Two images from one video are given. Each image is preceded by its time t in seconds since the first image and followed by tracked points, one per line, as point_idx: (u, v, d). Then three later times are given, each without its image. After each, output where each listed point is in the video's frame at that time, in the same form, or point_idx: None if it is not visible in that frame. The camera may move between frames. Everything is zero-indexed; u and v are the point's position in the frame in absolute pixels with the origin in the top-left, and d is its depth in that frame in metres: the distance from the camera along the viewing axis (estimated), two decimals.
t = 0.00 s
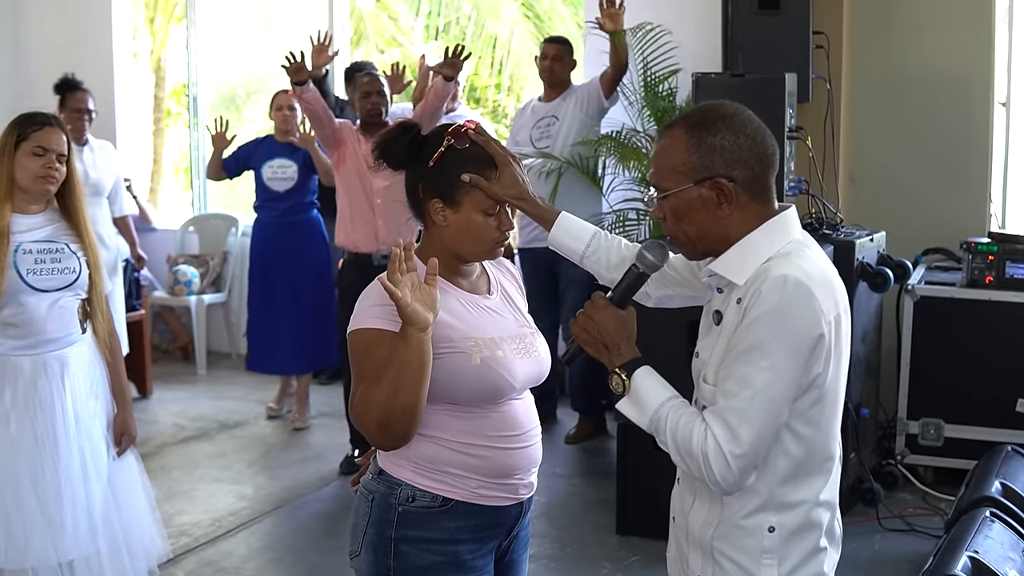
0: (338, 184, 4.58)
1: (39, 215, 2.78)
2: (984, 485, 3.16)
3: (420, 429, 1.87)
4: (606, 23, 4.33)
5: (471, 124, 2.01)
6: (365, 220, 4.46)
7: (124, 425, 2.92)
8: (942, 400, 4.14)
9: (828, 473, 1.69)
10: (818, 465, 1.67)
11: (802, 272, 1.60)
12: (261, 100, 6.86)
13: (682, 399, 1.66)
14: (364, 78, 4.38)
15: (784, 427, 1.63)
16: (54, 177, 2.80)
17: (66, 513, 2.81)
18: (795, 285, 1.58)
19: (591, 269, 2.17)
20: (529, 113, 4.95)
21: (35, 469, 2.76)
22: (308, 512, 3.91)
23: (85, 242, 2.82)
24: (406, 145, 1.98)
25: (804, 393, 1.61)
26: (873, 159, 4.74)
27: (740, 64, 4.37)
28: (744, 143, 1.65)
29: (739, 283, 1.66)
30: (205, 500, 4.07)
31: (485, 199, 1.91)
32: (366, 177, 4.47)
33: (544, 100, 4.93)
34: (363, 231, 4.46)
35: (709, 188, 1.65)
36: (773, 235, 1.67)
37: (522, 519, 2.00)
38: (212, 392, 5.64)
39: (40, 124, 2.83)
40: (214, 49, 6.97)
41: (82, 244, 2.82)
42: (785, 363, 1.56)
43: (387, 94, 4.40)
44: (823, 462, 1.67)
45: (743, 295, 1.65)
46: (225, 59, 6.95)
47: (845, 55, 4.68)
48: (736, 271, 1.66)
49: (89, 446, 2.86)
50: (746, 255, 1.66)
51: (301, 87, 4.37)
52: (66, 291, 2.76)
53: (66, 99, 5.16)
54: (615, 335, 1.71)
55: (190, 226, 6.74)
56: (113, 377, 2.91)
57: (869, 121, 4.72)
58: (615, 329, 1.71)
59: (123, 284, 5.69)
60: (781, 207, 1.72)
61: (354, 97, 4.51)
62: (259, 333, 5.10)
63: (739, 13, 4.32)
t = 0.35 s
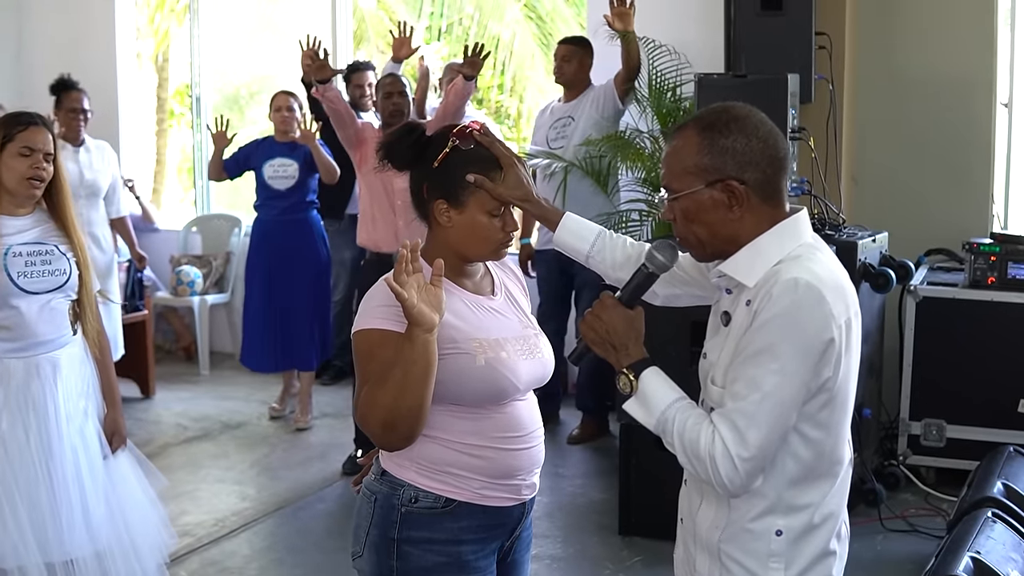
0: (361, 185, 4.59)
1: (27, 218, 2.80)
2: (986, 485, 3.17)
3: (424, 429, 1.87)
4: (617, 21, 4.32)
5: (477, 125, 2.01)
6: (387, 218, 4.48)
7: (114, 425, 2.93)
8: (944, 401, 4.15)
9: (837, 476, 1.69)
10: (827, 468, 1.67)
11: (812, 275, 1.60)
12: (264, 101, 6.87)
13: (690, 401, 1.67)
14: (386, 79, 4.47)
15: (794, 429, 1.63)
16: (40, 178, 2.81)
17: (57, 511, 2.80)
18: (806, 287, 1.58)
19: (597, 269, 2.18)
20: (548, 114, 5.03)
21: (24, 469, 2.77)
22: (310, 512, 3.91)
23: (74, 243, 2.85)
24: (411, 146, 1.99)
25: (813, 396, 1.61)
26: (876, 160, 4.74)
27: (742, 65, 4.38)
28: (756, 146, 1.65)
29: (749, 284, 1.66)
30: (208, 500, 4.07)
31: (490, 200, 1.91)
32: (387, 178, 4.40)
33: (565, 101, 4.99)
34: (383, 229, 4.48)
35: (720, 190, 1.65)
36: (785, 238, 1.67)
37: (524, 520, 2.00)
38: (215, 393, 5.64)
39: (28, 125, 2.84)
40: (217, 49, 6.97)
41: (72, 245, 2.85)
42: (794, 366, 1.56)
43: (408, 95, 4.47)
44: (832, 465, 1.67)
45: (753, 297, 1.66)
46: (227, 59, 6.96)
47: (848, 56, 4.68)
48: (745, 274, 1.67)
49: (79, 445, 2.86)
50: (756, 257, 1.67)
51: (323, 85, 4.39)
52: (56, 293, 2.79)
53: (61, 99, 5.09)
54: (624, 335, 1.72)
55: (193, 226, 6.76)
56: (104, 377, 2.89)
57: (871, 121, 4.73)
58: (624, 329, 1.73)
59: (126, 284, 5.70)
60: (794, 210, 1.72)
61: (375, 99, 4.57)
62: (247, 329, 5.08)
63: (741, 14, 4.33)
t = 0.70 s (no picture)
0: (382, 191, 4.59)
1: (11, 223, 2.80)
2: (988, 491, 3.16)
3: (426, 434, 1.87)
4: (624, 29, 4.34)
5: (478, 129, 2.00)
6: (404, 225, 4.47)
7: (100, 430, 2.97)
8: (946, 407, 4.14)
9: (846, 480, 1.68)
10: (836, 474, 1.66)
11: (823, 282, 1.60)
12: (265, 105, 6.86)
13: (699, 409, 1.66)
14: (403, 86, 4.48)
15: (805, 436, 1.63)
16: (28, 183, 2.81)
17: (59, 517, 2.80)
18: (816, 295, 1.57)
19: (600, 273, 2.18)
20: (558, 120, 5.01)
21: (24, 482, 2.73)
22: (310, 518, 3.90)
23: (57, 248, 2.86)
24: (413, 151, 1.99)
25: (824, 403, 1.60)
26: (878, 165, 4.74)
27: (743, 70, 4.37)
28: (761, 155, 1.64)
29: (758, 293, 1.66)
30: (208, 505, 4.06)
31: (491, 205, 1.91)
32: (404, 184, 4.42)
33: (575, 106, 4.95)
34: (400, 233, 4.49)
35: (725, 201, 1.65)
36: (793, 245, 1.67)
37: (526, 525, 1.99)
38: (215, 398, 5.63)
39: (12, 130, 2.84)
40: (217, 53, 6.97)
41: (55, 251, 2.86)
42: (806, 374, 1.56)
43: (425, 101, 4.47)
44: (841, 471, 1.67)
45: (763, 304, 1.65)
46: (228, 64, 6.95)
47: (850, 61, 4.68)
48: (754, 282, 1.67)
49: (71, 449, 2.86)
50: (765, 264, 1.66)
51: (338, 94, 4.38)
52: (45, 298, 2.80)
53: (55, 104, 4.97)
54: (630, 345, 1.71)
55: (194, 231, 6.76)
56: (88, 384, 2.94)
57: (873, 126, 4.72)
58: (631, 339, 1.72)
59: (127, 288, 5.69)
60: (801, 217, 1.72)
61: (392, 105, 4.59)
62: (244, 333, 5.07)
63: (743, 18, 4.33)
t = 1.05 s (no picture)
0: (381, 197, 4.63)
1: (3, 230, 2.80)
2: (988, 496, 3.15)
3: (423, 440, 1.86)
4: (628, 46, 4.41)
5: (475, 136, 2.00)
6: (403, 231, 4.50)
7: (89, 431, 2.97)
8: (946, 412, 4.14)
9: (844, 477, 1.69)
10: (834, 469, 1.66)
11: (824, 280, 1.60)
12: (264, 111, 6.86)
13: (700, 405, 1.66)
14: (405, 91, 4.49)
15: (805, 432, 1.63)
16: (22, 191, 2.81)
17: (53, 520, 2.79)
18: (819, 293, 1.57)
19: (597, 281, 2.17)
20: (555, 124, 5.04)
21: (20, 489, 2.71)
22: (309, 523, 3.90)
23: (47, 256, 2.87)
24: (409, 157, 1.98)
25: (824, 399, 1.60)
26: (877, 169, 4.74)
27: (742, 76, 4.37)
28: (763, 155, 1.65)
29: (761, 291, 1.65)
30: (207, 511, 4.05)
31: (489, 211, 1.91)
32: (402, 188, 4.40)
33: (571, 111, 5.00)
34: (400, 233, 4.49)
35: (728, 200, 1.65)
36: (795, 245, 1.67)
37: (523, 531, 1.99)
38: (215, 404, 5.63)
39: (5, 137, 2.86)
40: (215, 58, 6.95)
41: (45, 258, 2.87)
42: (807, 370, 1.56)
43: (427, 107, 4.47)
44: (839, 467, 1.67)
45: (765, 303, 1.65)
46: (226, 69, 6.94)
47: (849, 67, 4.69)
48: (756, 280, 1.66)
49: (61, 451, 2.85)
50: (768, 264, 1.66)
51: (337, 99, 4.39)
52: (38, 305, 2.81)
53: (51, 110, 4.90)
54: (633, 341, 1.71)
55: (193, 237, 6.77)
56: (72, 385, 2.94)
57: (872, 130, 4.73)
58: (632, 335, 1.72)
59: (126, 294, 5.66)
60: (801, 218, 1.72)
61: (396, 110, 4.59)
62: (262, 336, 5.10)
63: (742, 23, 4.33)
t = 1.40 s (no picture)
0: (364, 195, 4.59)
1: (4, 233, 2.79)
2: (988, 500, 3.15)
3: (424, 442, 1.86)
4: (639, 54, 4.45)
5: (474, 139, 2.00)
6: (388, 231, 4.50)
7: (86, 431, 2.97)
8: (946, 415, 4.14)
9: (845, 476, 1.68)
10: (835, 468, 1.66)
11: (825, 280, 1.60)
12: (264, 114, 6.85)
13: (700, 404, 1.66)
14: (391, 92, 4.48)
15: (804, 430, 1.63)
16: (25, 194, 2.80)
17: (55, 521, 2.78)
18: (819, 292, 1.57)
19: (597, 283, 2.17)
20: (540, 126, 5.02)
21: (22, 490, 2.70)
22: (308, 526, 3.89)
23: (45, 258, 2.87)
24: (407, 160, 1.97)
25: (824, 397, 1.60)
26: (877, 173, 4.74)
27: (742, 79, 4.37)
28: (764, 156, 1.65)
29: (761, 290, 1.66)
30: (206, 514, 4.05)
31: (488, 213, 1.91)
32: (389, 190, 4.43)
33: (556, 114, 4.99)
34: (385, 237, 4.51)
35: (729, 200, 1.65)
36: (795, 245, 1.67)
37: (523, 533, 1.99)
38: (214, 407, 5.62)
39: (6, 141, 2.86)
40: (215, 61, 6.96)
41: (43, 260, 2.87)
42: (807, 369, 1.56)
43: (414, 107, 4.47)
44: (840, 466, 1.67)
45: (765, 302, 1.65)
46: (226, 72, 6.94)
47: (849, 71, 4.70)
48: (756, 280, 1.66)
49: (61, 452, 2.85)
50: (768, 263, 1.66)
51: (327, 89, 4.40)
52: (40, 307, 2.81)
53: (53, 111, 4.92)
54: (633, 339, 1.71)
55: (193, 239, 6.77)
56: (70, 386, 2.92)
57: (872, 133, 4.73)
58: (633, 334, 1.72)
59: (125, 297, 5.66)
60: (801, 219, 1.73)
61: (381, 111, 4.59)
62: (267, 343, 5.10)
63: (742, 26, 4.33)
